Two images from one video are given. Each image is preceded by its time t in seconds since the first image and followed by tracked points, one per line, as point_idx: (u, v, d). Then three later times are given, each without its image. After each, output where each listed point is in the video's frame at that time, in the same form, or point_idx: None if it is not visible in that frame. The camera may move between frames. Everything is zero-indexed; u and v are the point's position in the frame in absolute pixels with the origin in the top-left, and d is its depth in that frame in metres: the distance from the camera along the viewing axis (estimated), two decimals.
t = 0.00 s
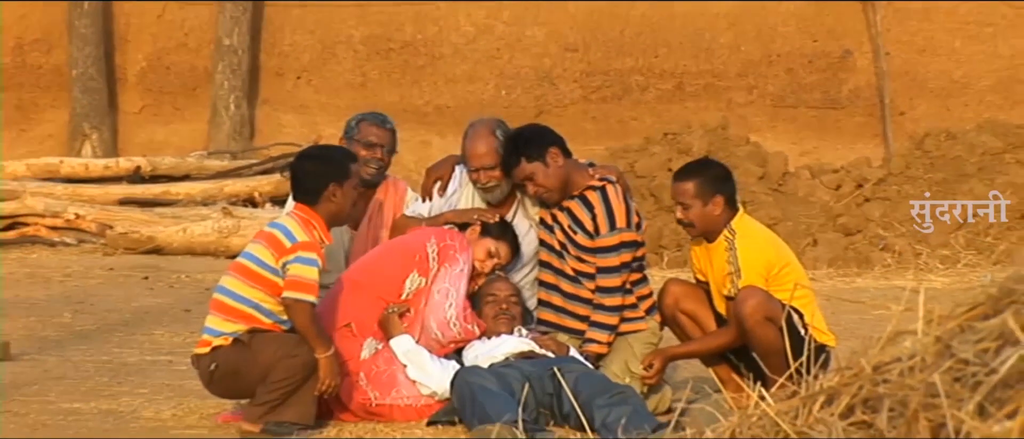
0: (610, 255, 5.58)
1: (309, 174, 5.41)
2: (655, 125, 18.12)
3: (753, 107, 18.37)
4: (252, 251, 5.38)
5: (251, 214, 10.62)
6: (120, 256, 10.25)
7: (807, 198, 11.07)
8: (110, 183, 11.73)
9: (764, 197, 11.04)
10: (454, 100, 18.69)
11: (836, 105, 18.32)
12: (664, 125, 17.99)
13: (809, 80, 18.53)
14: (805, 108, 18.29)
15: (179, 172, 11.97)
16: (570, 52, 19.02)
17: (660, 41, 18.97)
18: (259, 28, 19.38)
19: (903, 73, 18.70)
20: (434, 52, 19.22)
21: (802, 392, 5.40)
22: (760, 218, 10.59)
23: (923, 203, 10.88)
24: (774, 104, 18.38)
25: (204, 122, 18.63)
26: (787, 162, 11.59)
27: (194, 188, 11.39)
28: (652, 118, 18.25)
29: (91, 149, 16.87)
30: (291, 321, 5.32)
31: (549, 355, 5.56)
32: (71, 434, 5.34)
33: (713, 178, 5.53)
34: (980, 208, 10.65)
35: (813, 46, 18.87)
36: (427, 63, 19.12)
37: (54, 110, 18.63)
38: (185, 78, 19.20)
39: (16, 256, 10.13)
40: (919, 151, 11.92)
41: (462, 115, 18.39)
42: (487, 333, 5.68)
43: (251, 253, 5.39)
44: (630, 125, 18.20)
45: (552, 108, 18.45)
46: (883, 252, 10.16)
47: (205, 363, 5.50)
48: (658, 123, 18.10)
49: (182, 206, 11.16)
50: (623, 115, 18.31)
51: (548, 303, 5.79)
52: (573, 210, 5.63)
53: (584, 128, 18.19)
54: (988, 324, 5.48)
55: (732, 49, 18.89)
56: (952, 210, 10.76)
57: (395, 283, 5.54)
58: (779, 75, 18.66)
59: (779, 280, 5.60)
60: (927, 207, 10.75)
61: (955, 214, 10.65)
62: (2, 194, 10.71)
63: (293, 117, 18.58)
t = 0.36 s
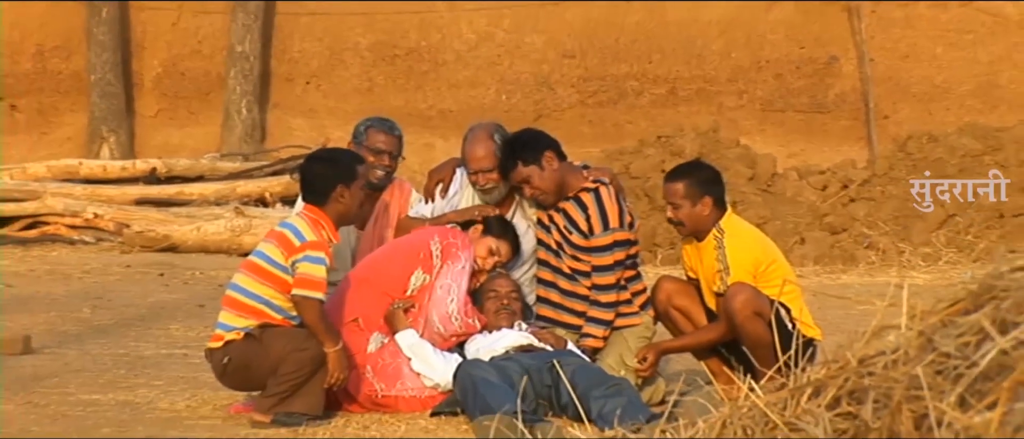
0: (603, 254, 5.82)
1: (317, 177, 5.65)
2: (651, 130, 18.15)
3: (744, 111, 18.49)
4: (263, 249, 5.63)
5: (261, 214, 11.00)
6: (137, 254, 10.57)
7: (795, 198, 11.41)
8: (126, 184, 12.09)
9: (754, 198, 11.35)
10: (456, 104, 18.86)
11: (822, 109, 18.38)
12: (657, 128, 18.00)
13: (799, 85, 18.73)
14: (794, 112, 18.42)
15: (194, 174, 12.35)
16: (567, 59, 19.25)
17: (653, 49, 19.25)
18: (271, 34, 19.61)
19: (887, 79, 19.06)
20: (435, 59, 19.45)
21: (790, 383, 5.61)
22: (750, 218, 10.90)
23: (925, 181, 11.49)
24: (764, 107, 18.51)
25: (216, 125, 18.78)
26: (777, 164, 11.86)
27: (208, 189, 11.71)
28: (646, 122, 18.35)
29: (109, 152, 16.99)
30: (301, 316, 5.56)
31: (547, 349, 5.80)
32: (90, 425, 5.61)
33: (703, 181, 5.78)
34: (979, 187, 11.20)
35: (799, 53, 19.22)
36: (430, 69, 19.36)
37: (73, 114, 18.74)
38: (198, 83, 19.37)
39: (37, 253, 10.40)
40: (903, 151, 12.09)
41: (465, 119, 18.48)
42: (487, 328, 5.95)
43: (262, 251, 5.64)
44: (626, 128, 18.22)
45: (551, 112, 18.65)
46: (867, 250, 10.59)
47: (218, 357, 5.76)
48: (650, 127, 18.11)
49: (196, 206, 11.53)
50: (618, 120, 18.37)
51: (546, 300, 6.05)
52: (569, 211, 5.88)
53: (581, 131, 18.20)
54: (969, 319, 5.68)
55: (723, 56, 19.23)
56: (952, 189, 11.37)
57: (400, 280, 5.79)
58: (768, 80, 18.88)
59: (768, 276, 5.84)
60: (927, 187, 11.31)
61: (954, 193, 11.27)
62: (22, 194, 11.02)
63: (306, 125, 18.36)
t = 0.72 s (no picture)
0: (602, 255, 6.07)
1: (326, 180, 5.89)
2: (646, 133, 18.50)
3: (736, 117, 18.66)
4: (274, 249, 5.89)
5: (273, 216, 11.33)
6: (154, 253, 10.91)
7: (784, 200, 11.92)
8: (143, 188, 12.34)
9: (745, 200, 11.86)
10: (461, 110, 19.01)
11: (812, 115, 18.67)
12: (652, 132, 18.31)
13: (788, 92, 18.95)
14: (785, 118, 18.64)
15: (208, 177, 12.65)
16: (566, 67, 19.35)
17: (649, 57, 19.32)
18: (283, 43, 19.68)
19: (874, 85, 19.17)
20: (440, 66, 19.61)
21: (780, 379, 5.61)
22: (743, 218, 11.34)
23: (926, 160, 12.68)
24: (755, 114, 18.67)
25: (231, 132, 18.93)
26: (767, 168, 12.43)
27: (222, 191, 12.11)
28: (642, 125, 18.63)
29: (127, 156, 16.98)
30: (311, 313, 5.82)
31: (547, 344, 6.05)
32: (109, 417, 5.87)
33: (702, 183, 6.02)
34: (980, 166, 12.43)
35: (789, 61, 19.38)
36: (436, 77, 19.51)
37: (95, 120, 18.77)
38: (213, 89, 19.45)
39: (58, 253, 10.71)
40: (887, 156, 12.80)
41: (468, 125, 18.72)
42: (490, 324, 6.21)
43: (273, 251, 5.89)
44: (623, 133, 18.40)
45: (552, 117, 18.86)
46: (855, 251, 11.04)
47: (232, 353, 6.02)
48: (647, 131, 18.39)
49: (211, 208, 11.89)
50: (616, 124, 18.59)
51: (547, 299, 6.30)
52: (569, 214, 6.13)
53: (579, 135, 18.47)
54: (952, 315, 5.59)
55: (716, 64, 19.33)
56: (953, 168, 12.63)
57: (405, 279, 6.05)
58: (759, 87, 19.03)
59: (760, 276, 6.10)
60: (928, 167, 12.47)
61: (954, 173, 12.51)
62: (45, 196, 11.41)
63: (316, 129, 18.71)
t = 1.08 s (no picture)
0: (602, 254, 6.32)
1: (337, 181, 6.16)
2: (644, 138, 17.86)
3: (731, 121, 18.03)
4: (288, 248, 6.15)
5: (288, 215, 11.63)
6: (172, 252, 11.28)
7: (778, 200, 12.27)
8: (162, 188, 12.63)
9: (739, 200, 12.22)
10: (467, 115, 18.21)
11: (802, 118, 18.05)
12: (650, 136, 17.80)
13: (780, 96, 18.14)
14: (777, 121, 18.11)
15: (224, 178, 12.85)
16: (567, 73, 18.20)
17: (649, 61, 18.07)
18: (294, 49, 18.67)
19: (861, 91, 18.20)
20: (447, 71, 18.40)
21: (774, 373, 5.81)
22: (736, 217, 11.80)
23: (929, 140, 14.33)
24: (750, 118, 18.06)
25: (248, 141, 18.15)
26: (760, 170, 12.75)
27: (237, 192, 12.37)
28: (641, 130, 17.97)
29: (148, 159, 17.10)
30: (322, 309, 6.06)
31: (550, 339, 6.30)
32: (129, 409, 6.13)
33: (702, 183, 6.28)
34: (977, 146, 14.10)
35: (781, 68, 18.20)
36: (443, 83, 18.38)
37: (117, 123, 18.08)
38: (228, 93, 18.40)
39: (80, 251, 11.18)
40: (875, 158, 13.05)
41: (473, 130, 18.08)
42: (494, 319, 6.46)
43: (287, 249, 6.15)
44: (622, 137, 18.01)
45: (551, 122, 18.11)
46: (844, 248, 11.42)
47: (247, 347, 6.27)
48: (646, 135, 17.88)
49: (226, 208, 12.20)
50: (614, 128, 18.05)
51: (550, 296, 6.58)
52: (570, 214, 6.39)
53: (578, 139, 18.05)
54: (940, 312, 5.78)
55: (712, 70, 18.10)
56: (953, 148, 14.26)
57: (414, 275, 6.33)
58: (753, 93, 18.10)
59: (753, 274, 6.35)
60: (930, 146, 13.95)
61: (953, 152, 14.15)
62: (67, 197, 11.78)
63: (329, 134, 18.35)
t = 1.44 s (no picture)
0: (601, 252, 6.59)
1: (342, 184, 6.38)
2: (639, 141, 17.83)
3: (723, 125, 18.03)
4: (296, 247, 6.36)
5: (295, 215, 11.90)
6: (185, 250, 11.55)
7: (767, 201, 12.57)
8: (175, 189, 12.90)
9: (732, 200, 12.59)
10: (468, 119, 18.21)
11: (791, 122, 18.10)
12: (645, 138, 17.82)
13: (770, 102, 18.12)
14: (767, 125, 18.14)
15: (234, 179, 13.10)
16: (564, 78, 18.15)
17: (644, 66, 18.03)
18: (301, 55, 18.46)
19: (849, 95, 18.19)
20: (449, 76, 18.35)
21: (764, 367, 5.98)
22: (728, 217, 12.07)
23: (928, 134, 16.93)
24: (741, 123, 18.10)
25: (258, 145, 18.17)
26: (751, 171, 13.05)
27: (247, 192, 12.62)
28: (637, 133, 17.95)
29: (161, 161, 17.25)
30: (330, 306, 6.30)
31: (548, 334, 6.53)
32: (143, 402, 6.36)
33: (702, 180, 6.51)
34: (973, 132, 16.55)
35: (771, 74, 18.16)
36: (446, 88, 18.34)
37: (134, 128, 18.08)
38: (238, 97, 18.50)
39: (97, 250, 11.49)
40: (862, 160, 13.36)
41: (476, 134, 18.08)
42: (495, 316, 6.69)
43: (295, 248, 6.37)
44: (619, 140, 18.03)
45: (551, 126, 18.14)
46: (833, 248, 11.69)
47: (256, 343, 6.51)
48: (639, 137, 17.89)
49: (236, 208, 12.45)
50: (611, 132, 18.08)
51: (549, 294, 6.79)
52: (570, 214, 6.62)
53: (577, 142, 18.10)
54: (925, 308, 5.93)
55: (704, 76, 18.07)
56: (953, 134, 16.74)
57: (418, 273, 6.58)
58: (744, 96, 18.12)
59: (747, 271, 6.59)
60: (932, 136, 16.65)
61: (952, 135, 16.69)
62: (83, 198, 12.05)
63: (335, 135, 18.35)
